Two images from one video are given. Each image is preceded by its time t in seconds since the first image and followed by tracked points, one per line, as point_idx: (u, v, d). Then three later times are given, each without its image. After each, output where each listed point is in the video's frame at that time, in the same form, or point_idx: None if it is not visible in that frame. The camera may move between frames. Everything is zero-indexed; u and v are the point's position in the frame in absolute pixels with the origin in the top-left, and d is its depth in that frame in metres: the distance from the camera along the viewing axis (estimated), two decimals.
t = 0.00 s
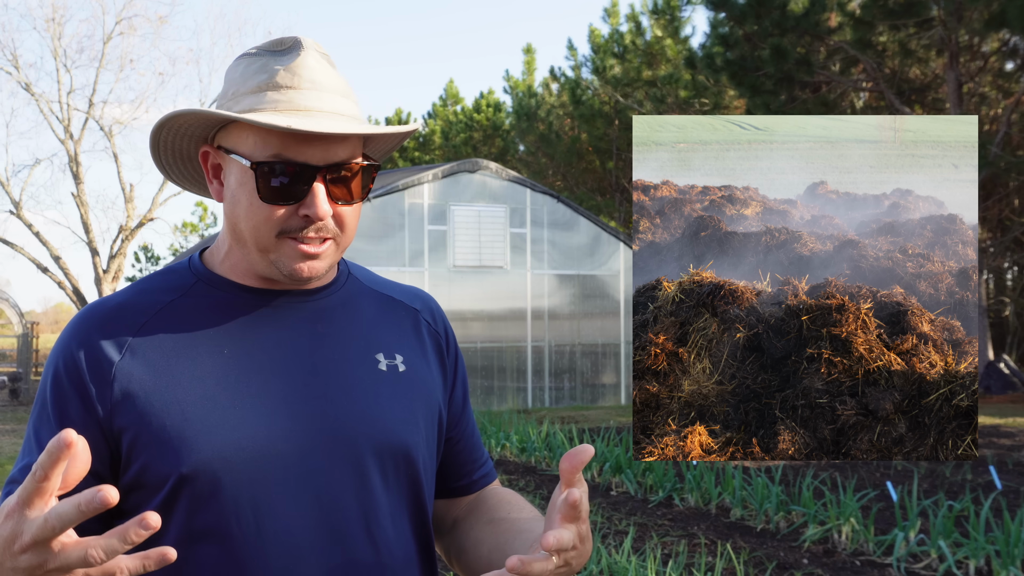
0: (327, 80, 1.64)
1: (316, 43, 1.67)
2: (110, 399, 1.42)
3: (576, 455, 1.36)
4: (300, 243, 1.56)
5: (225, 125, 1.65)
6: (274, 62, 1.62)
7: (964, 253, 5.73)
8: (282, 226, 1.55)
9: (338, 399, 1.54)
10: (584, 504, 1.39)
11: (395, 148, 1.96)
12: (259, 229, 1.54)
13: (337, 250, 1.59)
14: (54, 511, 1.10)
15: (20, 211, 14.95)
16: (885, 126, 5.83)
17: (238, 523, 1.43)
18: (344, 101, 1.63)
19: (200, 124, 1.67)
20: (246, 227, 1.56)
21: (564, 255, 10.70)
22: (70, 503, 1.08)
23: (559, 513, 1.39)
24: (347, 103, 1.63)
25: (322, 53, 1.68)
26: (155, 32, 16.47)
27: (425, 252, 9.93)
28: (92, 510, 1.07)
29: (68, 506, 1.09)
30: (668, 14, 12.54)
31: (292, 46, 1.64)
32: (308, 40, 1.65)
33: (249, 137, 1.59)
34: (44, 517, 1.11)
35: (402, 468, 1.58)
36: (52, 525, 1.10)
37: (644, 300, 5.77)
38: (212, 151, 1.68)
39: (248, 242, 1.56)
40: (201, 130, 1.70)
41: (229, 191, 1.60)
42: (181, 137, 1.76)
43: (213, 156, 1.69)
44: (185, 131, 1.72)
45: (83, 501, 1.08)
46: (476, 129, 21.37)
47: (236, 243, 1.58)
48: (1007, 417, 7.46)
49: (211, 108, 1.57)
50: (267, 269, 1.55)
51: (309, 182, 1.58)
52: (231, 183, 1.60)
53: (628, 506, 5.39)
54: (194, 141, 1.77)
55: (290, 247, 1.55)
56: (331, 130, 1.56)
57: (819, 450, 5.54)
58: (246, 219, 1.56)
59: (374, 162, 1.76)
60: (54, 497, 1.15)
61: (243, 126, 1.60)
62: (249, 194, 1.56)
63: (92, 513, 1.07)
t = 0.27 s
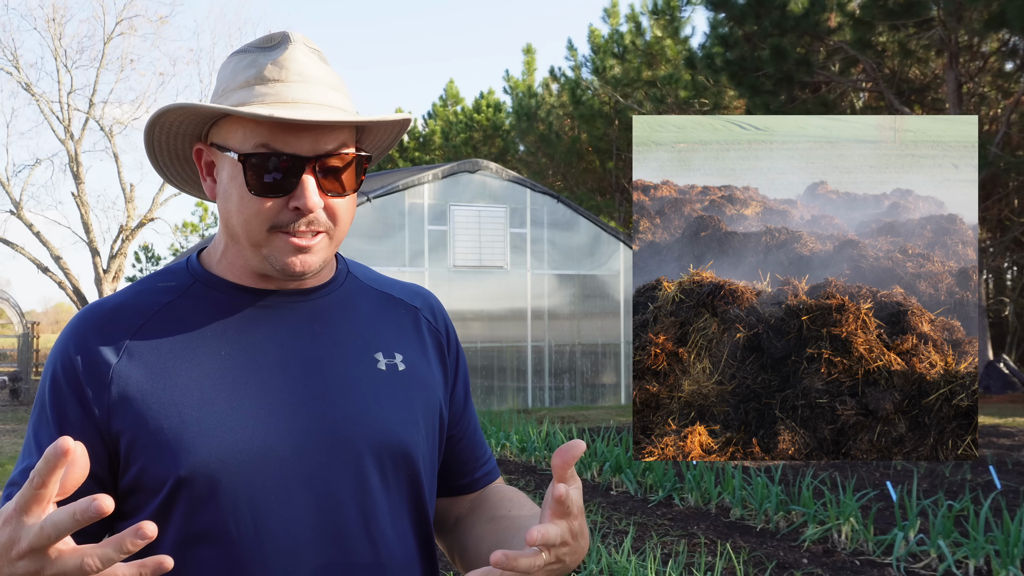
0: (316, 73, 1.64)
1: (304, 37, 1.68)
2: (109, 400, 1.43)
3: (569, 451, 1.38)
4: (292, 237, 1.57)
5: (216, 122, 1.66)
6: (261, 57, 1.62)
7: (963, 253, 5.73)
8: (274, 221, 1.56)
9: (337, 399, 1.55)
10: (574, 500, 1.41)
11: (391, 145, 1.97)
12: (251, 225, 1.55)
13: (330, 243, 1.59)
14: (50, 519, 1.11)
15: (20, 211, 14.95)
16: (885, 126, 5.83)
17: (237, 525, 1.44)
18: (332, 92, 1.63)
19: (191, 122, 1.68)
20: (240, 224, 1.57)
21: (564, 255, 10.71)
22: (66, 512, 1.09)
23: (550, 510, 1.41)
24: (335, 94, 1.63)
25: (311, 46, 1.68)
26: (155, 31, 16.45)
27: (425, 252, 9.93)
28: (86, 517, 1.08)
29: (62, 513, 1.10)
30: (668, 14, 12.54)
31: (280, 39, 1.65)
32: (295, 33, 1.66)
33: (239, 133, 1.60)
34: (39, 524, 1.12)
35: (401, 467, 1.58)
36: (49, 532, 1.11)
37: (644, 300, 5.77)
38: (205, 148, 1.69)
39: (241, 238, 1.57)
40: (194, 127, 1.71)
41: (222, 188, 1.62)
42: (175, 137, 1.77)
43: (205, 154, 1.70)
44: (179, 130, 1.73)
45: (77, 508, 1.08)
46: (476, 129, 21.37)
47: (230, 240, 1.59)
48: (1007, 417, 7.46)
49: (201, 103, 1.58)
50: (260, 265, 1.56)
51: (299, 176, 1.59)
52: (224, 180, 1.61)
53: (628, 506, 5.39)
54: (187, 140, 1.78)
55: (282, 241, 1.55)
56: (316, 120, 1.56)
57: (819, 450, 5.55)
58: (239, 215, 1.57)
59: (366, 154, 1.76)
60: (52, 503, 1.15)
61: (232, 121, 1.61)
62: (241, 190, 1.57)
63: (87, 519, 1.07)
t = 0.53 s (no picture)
0: (316, 74, 1.64)
1: (305, 37, 1.67)
2: (109, 402, 1.43)
3: (575, 451, 1.37)
4: (291, 241, 1.57)
5: (216, 123, 1.67)
6: (261, 58, 1.63)
7: (963, 253, 5.73)
8: (274, 223, 1.56)
9: (338, 401, 1.55)
10: (581, 501, 1.40)
11: (393, 146, 1.97)
12: (251, 227, 1.55)
13: (329, 247, 1.59)
14: (52, 518, 1.11)
15: (20, 211, 14.96)
16: (885, 126, 5.83)
17: (238, 526, 1.44)
18: (332, 93, 1.62)
19: (191, 123, 1.69)
20: (239, 225, 1.57)
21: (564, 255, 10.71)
22: (68, 511, 1.09)
23: (556, 510, 1.40)
24: (335, 95, 1.63)
25: (312, 46, 1.68)
26: (155, 31, 16.44)
27: (425, 252, 9.93)
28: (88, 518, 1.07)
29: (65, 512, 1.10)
30: (668, 14, 12.54)
31: (280, 39, 1.64)
32: (296, 34, 1.66)
33: (238, 134, 1.61)
34: (42, 523, 1.12)
35: (403, 469, 1.58)
36: (51, 531, 1.11)
37: (644, 300, 5.77)
38: (205, 149, 1.70)
39: (240, 240, 1.57)
40: (193, 128, 1.71)
41: (222, 189, 1.62)
42: (175, 138, 1.77)
43: (205, 155, 1.71)
44: (179, 131, 1.74)
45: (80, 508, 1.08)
46: (476, 129, 21.37)
47: (229, 241, 1.59)
48: (1007, 417, 7.46)
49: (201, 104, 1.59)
50: (260, 267, 1.55)
51: (298, 178, 1.59)
52: (223, 181, 1.61)
53: (628, 506, 5.40)
54: (187, 141, 1.78)
55: (281, 244, 1.55)
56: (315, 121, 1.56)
57: (819, 450, 5.55)
58: (238, 217, 1.57)
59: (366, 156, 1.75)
60: (54, 502, 1.15)
61: (232, 122, 1.61)
62: (239, 191, 1.57)
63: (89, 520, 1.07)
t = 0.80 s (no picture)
0: (316, 71, 1.64)
1: (306, 36, 1.68)
2: (112, 402, 1.43)
3: (573, 453, 1.37)
4: (290, 239, 1.56)
5: (218, 120, 1.68)
6: (261, 55, 1.63)
7: (964, 253, 5.73)
8: (272, 221, 1.56)
9: (341, 402, 1.55)
10: (577, 502, 1.40)
11: (398, 147, 1.98)
12: (249, 224, 1.56)
13: (328, 247, 1.58)
14: (60, 509, 1.11)
15: (20, 211, 14.97)
16: (885, 126, 5.83)
17: (239, 527, 1.44)
18: (332, 90, 1.62)
19: (193, 120, 1.70)
20: (238, 222, 1.57)
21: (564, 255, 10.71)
22: (77, 501, 1.09)
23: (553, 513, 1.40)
24: (335, 92, 1.63)
25: (313, 44, 1.68)
26: (155, 32, 16.44)
27: (425, 252, 9.93)
28: (97, 507, 1.07)
29: (73, 502, 1.10)
30: (668, 14, 12.57)
31: (281, 38, 1.65)
32: (297, 32, 1.66)
33: (237, 132, 1.62)
34: (51, 515, 1.12)
35: (404, 470, 1.58)
36: (59, 523, 1.11)
37: (644, 300, 5.77)
38: (207, 147, 1.71)
39: (240, 237, 1.57)
40: (196, 126, 1.73)
41: (222, 187, 1.63)
42: (178, 136, 1.79)
43: (207, 153, 1.72)
44: (182, 129, 1.75)
45: (87, 497, 1.08)
46: (476, 129, 21.37)
47: (229, 238, 1.59)
48: (1007, 417, 7.46)
49: (201, 100, 1.59)
50: (260, 265, 1.55)
51: (296, 175, 1.59)
52: (223, 179, 1.62)
53: (627, 506, 5.40)
54: (189, 140, 1.80)
55: (279, 243, 1.55)
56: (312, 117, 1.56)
57: (819, 450, 5.55)
58: (237, 214, 1.58)
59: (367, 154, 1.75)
60: (63, 495, 1.15)
61: (232, 119, 1.62)
62: (238, 188, 1.58)
63: (98, 509, 1.07)
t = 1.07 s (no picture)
0: (311, 65, 1.63)
1: (302, 33, 1.69)
2: (113, 402, 1.43)
3: (568, 455, 1.37)
4: (284, 230, 1.58)
5: (215, 117, 1.70)
6: (256, 51, 1.64)
7: (964, 253, 5.73)
8: (266, 213, 1.58)
9: (342, 402, 1.55)
10: (573, 505, 1.41)
11: (399, 145, 2.01)
12: (243, 217, 1.57)
13: (323, 240, 1.59)
14: (61, 510, 1.11)
15: (20, 211, 14.97)
16: (885, 126, 5.83)
17: (240, 528, 1.44)
18: (325, 83, 1.62)
19: (190, 116, 1.73)
20: (233, 217, 1.58)
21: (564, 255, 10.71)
22: (77, 502, 1.09)
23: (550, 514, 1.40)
24: (329, 85, 1.63)
25: (309, 42, 1.69)
26: (155, 32, 16.45)
27: (425, 252, 9.93)
28: (97, 510, 1.07)
29: (73, 503, 1.10)
30: (668, 14, 12.57)
31: (277, 35, 1.67)
32: (293, 29, 1.67)
33: (233, 126, 1.63)
34: (51, 517, 1.12)
35: (405, 470, 1.58)
36: (60, 524, 1.11)
37: (644, 300, 5.77)
38: (205, 145, 1.72)
39: (235, 233, 1.58)
40: (195, 123, 1.77)
41: (218, 184, 1.64)
42: (177, 135, 1.83)
43: (205, 152, 1.72)
44: (180, 126, 1.79)
45: (88, 499, 1.08)
46: (476, 129, 21.37)
47: (227, 236, 1.60)
48: (1007, 417, 7.46)
49: (196, 94, 1.62)
50: (256, 262, 1.56)
51: (290, 167, 1.60)
52: (220, 176, 1.63)
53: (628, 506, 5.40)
54: (188, 138, 1.83)
55: (274, 235, 1.56)
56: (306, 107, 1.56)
57: (819, 450, 5.55)
58: (232, 208, 1.59)
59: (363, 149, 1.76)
60: (64, 496, 1.16)
61: (228, 113, 1.64)
62: (233, 182, 1.59)
63: (98, 513, 1.07)
